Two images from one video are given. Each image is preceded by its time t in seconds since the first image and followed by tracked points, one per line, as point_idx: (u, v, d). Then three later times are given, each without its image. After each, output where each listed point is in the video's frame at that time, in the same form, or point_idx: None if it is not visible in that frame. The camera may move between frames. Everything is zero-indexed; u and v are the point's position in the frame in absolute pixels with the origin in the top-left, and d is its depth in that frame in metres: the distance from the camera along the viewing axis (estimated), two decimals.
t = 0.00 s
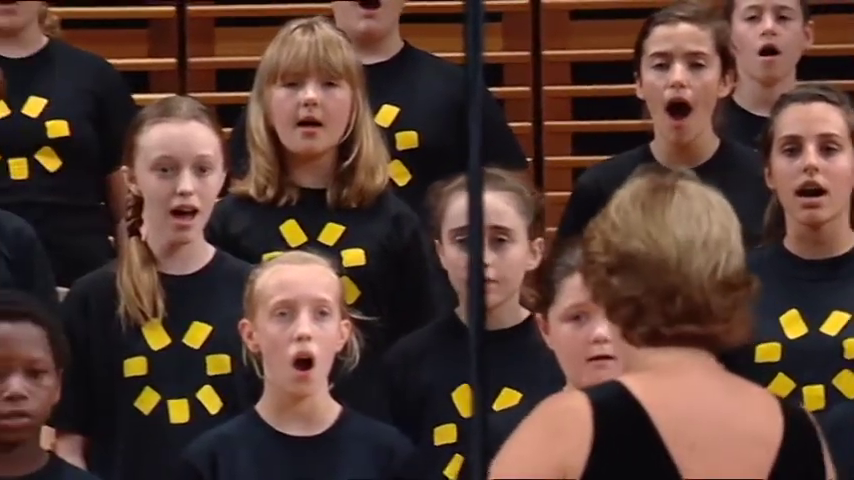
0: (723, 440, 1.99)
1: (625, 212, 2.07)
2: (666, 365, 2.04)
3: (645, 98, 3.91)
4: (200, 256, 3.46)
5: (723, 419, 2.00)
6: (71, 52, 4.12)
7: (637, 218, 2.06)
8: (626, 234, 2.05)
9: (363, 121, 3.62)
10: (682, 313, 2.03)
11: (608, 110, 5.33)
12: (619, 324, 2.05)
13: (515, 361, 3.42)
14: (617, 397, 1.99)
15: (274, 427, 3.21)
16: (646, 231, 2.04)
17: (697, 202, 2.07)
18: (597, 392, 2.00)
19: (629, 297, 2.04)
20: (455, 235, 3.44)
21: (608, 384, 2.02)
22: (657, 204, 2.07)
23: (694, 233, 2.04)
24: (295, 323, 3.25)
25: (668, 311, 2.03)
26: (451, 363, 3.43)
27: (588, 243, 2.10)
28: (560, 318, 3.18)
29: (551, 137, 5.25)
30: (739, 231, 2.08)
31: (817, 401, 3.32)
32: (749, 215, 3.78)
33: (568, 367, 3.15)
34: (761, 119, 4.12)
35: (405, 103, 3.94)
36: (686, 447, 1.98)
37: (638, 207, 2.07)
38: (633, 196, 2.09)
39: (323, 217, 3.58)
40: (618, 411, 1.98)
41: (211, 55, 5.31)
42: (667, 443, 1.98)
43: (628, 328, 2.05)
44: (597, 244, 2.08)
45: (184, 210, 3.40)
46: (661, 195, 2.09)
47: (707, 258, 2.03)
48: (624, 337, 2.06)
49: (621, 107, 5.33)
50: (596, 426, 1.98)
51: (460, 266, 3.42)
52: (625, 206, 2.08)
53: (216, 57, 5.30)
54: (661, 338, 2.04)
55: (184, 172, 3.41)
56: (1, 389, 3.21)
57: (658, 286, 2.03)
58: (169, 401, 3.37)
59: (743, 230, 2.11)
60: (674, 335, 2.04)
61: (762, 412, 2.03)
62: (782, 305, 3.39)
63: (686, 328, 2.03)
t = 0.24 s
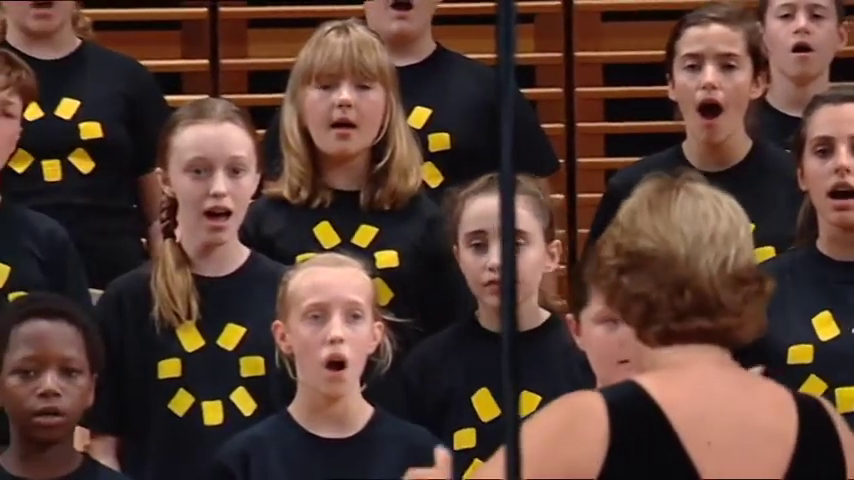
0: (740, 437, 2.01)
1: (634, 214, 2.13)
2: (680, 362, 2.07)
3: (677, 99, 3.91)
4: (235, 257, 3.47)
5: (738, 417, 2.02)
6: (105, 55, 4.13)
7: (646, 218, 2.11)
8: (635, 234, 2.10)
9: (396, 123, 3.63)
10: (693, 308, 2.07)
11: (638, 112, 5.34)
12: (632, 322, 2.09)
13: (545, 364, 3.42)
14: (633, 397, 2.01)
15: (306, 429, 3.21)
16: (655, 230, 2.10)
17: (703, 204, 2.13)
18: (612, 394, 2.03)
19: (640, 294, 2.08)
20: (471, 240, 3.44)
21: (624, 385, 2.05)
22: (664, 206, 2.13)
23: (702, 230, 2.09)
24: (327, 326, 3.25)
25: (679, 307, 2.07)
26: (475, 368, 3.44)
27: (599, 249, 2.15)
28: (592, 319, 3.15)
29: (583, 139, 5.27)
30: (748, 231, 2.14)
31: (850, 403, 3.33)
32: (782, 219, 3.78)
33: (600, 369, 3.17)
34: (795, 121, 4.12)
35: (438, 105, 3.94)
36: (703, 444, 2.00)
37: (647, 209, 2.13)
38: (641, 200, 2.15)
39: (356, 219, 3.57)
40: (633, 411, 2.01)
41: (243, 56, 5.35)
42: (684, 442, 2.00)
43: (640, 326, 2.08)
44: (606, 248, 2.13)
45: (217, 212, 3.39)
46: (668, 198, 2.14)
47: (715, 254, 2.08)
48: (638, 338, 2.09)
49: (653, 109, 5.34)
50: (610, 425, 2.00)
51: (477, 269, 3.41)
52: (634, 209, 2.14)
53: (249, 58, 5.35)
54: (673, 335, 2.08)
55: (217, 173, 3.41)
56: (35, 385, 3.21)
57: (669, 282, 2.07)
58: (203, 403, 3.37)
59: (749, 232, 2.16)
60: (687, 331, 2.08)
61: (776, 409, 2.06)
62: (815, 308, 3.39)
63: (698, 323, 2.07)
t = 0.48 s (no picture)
0: (741, 437, 2.06)
1: (629, 223, 2.18)
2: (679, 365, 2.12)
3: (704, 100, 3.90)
4: (263, 259, 3.47)
5: (740, 416, 2.07)
6: (132, 55, 4.15)
7: (641, 226, 2.16)
8: (630, 242, 2.16)
9: (424, 123, 3.63)
10: (688, 313, 2.11)
11: (666, 112, 5.37)
12: (628, 329, 2.13)
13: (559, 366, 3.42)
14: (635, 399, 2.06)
15: (331, 429, 3.21)
16: (651, 237, 2.15)
17: (698, 209, 2.18)
18: (613, 398, 2.07)
19: (635, 300, 2.12)
20: (479, 243, 3.43)
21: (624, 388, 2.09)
22: (659, 213, 2.18)
23: (696, 236, 2.14)
24: (355, 327, 3.25)
25: (673, 312, 2.11)
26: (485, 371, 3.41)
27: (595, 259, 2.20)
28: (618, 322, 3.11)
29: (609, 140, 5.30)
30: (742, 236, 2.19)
31: None
32: (805, 217, 3.78)
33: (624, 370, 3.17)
34: (822, 122, 4.14)
35: (464, 106, 3.95)
36: (705, 446, 2.05)
37: (642, 216, 2.18)
38: (635, 208, 2.20)
39: (383, 221, 3.58)
40: (635, 415, 2.05)
41: (270, 57, 5.39)
42: (686, 444, 2.05)
43: (636, 332, 2.13)
44: (602, 256, 2.18)
45: (246, 213, 3.40)
46: (663, 205, 2.20)
47: (710, 259, 2.13)
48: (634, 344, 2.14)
49: (679, 110, 5.36)
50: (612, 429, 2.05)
51: (486, 272, 3.40)
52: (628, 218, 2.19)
53: (275, 59, 5.39)
54: (669, 340, 2.12)
55: (246, 174, 3.42)
56: (60, 381, 3.22)
57: (663, 287, 2.12)
58: (231, 405, 3.38)
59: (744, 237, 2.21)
60: (682, 336, 2.12)
61: (774, 408, 2.10)
62: (839, 309, 3.40)
63: (694, 327, 2.12)
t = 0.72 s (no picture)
0: (724, 439, 1.96)
1: (616, 224, 2.04)
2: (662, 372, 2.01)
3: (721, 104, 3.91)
4: (280, 260, 3.48)
5: (724, 418, 1.97)
6: (150, 56, 4.16)
7: (631, 229, 2.03)
8: (620, 245, 2.02)
9: (442, 123, 3.63)
10: (681, 322, 2.01)
11: (684, 112, 5.38)
12: (616, 336, 2.01)
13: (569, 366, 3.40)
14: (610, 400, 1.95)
15: (348, 429, 3.21)
16: (645, 242, 2.02)
17: (684, 214, 2.06)
18: (594, 398, 1.95)
19: (629, 308, 2.00)
20: (483, 246, 3.41)
21: (601, 389, 1.97)
22: (646, 215, 2.05)
23: (690, 244, 2.02)
24: (373, 327, 3.24)
25: (668, 322, 2.00)
26: (494, 373, 3.40)
27: (569, 257, 2.06)
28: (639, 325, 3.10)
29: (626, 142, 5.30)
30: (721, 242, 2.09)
31: None
32: (821, 218, 3.78)
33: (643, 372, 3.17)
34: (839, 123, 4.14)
35: (481, 107, 3.95)
36: (686, 446, 1.95)
37: (629, 217, 2.05)
38: (618, 207, 2.07)
39: (401, 223, 3.58)
40: (616, 415, 1.93)
41: (286, 58, 5.41)
42: (671, 447, 1.94)
43: (625, 339, 2.01)
44: (582, 257, 2.04)
45: (265, 215, 3.40)
46: (647, 205, 2.06)
47: (705, 269, 2.02)
48: (616, 350, 2.02)
49: (696, 111, 5.37)
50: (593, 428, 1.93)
51: (490, 276, 3.39)
52: (610, 217, 2.06)
53: (291, 60, 5.41)
54: (658, 348, 2.01)
55: (265, 176, 3.42)
56: (77, 385, 3.22)
57: (659, 296, 2.00)
58: (250, 405, 3.38)
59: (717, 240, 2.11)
60: (672, 343, 2.01)
61: (757, 408, 2.02)
62: None
63: (685, 337, 2.01)
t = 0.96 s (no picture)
0: (707, 455, 1.93)
1: (597, 246, 2.07)
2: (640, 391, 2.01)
3: (739, 103, 3.88)
4: (300, 259, 3.48)
5: (702, 436, 1.95)
6: (168, 56, 4.16)
7: (616, 251, 2.06)
8: (607, 266, 2.04)
9: (463, 126, 3.64)
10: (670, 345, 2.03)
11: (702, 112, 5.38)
12: (599, 356, 2.02)
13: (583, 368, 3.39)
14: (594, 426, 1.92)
15: (366, 426, 3.21)
16: (631, 264, 2.04)
17: (657, 243, 2.10)
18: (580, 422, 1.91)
19: (619, 327, 2.01)
20: (495, 250, 3.38)
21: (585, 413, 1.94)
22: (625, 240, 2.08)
23: (674, 270, 2.06)
24: (389, 330, 3.24)
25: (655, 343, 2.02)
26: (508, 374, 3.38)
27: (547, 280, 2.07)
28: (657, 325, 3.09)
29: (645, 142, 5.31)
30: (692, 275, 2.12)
31: None
32: (840, 217, 3.79)
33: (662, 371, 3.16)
34: None
35: (499, 107, 3.95)
36: (671, 461, 1.90)
37: (610, 240, 2.07)
38: (595, 233, 2.09)
39: (420, 221, 3.58)
40: (604, 437, 1.90)
41: (305, 58, 5.41)
42: (657, 464, 1.90)
43: (611, 358, 2.02)
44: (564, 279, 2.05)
45: (284, 216, 3.40)
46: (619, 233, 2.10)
47: (687, 296, 2.06)
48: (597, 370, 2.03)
49: (714, 112, 5.38)
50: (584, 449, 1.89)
51: (503, 281, 3.36)
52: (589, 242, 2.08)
53: (310, 60, 5.41)
54: (641, 371, 2.02)
55: (285, 177, 3.42)
56: (95, 386, 3.22)
57: (648, 317, 2.02)
58: (269, 404, 3.38)
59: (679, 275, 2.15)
60: (654, 366, 2.03)
61: (731, 430, 2.01)
62: None
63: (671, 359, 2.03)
